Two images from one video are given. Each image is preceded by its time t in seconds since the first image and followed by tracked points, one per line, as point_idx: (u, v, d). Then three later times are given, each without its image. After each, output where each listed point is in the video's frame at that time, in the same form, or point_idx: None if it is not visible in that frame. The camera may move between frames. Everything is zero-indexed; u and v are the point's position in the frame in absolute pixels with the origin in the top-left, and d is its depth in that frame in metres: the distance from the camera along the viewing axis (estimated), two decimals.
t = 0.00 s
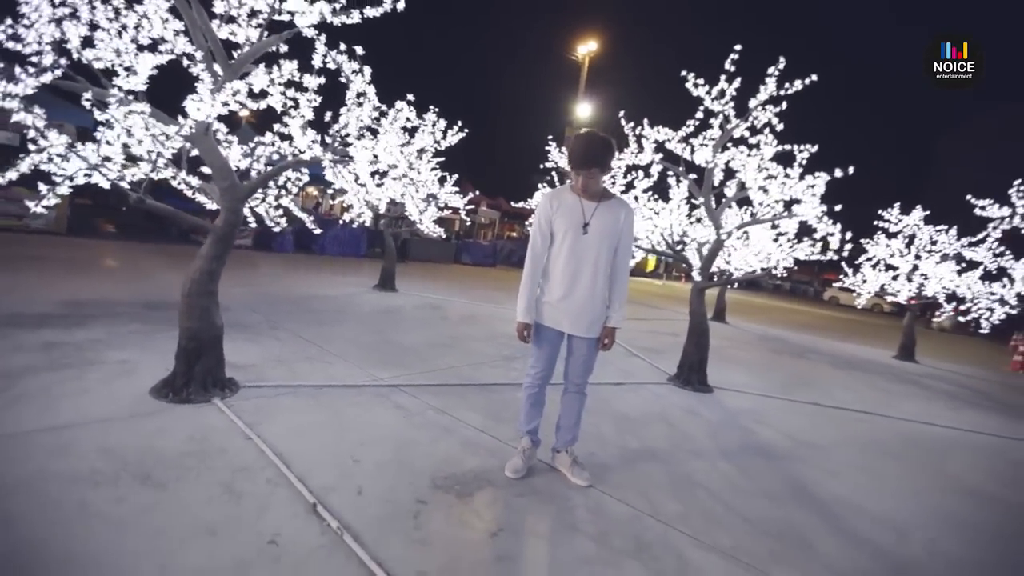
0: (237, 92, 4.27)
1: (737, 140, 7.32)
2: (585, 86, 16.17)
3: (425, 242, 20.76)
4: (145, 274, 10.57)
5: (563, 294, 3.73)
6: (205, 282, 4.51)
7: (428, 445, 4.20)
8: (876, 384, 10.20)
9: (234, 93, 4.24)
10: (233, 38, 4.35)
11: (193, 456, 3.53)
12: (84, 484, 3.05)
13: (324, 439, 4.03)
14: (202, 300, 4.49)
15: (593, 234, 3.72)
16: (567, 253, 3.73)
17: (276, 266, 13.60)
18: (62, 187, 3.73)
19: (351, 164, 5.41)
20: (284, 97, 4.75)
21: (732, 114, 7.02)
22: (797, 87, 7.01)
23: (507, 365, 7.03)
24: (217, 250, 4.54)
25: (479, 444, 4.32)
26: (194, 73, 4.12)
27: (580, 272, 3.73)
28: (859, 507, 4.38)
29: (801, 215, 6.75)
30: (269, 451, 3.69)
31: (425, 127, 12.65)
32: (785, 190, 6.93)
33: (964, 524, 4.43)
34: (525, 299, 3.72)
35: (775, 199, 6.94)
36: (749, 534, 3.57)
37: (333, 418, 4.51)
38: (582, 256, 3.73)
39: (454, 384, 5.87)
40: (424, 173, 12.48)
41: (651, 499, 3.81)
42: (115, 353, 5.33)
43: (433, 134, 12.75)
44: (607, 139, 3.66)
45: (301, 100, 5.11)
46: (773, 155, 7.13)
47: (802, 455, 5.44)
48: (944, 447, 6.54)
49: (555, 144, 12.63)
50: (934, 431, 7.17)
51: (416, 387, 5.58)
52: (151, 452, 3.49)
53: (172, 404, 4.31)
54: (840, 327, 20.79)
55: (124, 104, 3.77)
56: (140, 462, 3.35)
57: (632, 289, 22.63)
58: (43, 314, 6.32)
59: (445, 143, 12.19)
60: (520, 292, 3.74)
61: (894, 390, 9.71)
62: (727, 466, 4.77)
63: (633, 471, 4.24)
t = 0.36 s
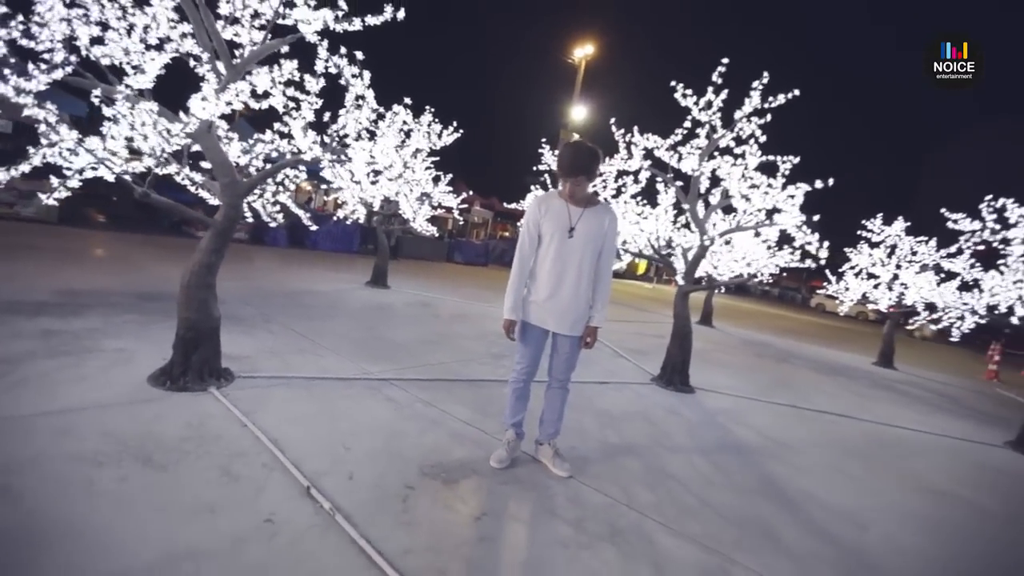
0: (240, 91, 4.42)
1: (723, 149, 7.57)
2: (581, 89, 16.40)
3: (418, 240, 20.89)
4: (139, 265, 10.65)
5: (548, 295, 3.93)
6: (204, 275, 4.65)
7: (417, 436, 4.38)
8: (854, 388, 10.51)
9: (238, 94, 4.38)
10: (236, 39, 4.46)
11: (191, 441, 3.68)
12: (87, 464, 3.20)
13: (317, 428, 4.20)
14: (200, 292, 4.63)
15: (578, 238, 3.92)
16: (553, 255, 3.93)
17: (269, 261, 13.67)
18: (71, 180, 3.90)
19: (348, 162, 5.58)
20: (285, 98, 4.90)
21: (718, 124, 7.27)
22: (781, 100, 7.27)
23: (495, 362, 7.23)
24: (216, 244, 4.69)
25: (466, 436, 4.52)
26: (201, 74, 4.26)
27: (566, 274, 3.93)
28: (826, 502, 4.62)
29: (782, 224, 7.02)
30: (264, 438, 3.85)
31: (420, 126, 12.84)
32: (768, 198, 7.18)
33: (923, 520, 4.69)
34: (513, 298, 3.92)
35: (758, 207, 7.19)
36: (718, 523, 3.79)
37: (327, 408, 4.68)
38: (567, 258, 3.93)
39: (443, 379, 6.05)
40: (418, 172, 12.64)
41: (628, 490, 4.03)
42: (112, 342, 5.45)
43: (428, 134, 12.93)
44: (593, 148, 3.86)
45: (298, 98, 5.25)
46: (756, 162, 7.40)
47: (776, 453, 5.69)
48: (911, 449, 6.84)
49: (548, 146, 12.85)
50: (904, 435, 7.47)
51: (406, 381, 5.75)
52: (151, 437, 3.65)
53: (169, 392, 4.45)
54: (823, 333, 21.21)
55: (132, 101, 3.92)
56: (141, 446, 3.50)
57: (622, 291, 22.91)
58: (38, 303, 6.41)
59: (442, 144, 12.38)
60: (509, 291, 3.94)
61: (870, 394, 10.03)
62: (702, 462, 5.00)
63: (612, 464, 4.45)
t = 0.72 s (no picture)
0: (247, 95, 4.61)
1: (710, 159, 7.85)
2: (578, 92, 16.67)
3: (412, 237, 21.09)
4: (136, 256, 10.78)
5: (536, 296, 4.16)
6: (207, 268, 4.85)
7: (409, 427, 4.60)
8: (833, 393, 10.85)
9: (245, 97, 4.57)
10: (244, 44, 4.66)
11: (194, 426, 3.89)
12: (98, 445, 3.41)
13: (314, 418, 4.41)
14: (204, 285, 4.83)
15: (565, 243, 4.17)
16: (542, 259, 4.17)
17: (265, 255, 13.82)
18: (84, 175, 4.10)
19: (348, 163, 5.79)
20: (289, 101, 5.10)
21: (706, 135, 7.55)
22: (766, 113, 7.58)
23: (486, 360, 7.46)
24: (220, 240, 4.88)
25: (456, 428, 4.75)
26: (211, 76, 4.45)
27: (553, 277, 4.16)
28: (794, 497, 4.90)
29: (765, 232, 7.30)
30: (264, 426, 4.06)
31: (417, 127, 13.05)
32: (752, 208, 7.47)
33: (884, 516, 4.98)
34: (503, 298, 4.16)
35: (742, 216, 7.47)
36: (689, 514, 4.05)
37: (322, 399, 4.89)
38: (554, 262, 4.17)
39: (434, 374, 6.28)
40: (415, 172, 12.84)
41: (607, 481, 4.28)
42: (114, 331, 5.63)
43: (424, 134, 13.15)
44: (581, 159, 4.11)
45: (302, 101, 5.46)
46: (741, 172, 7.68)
47: (750, 452, 5.97)
48: (882, 451, 7.15)
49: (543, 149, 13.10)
50: (876, 438, 7.80)
51: (399, 375, 5.98)
52: (157, 421, 3.85)
53: (171, 380, 4.64)
54: (809, 339, 21.65)
55: (144, 101, 4.13)
56: (147, 430, 3.70)
57: (613, 293, 23.23)
58: (40, 291, 6.57)
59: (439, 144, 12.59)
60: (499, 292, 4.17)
61: (847, 399, 10.36)
62: (680, 458, 5.27)
63: (593, 458, 4.71)
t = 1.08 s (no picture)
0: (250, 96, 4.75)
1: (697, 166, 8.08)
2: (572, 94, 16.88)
3: (405, 234, 21.20)
4: (129, 248, 10.83)
5: (524, 296, 4.36)
6: (206, 262, 4.98)
7: (399, 419, 4.78)
8: (813, 395, 11.18)
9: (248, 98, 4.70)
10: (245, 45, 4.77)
11: (193, 415, 4.04)
12: (101, 431, 3.55)
13: (308, 409, 4.57)
14: (202, 279, 4.97)
15: (553, 246, 4.36)
16: (531, 261, 4.36)
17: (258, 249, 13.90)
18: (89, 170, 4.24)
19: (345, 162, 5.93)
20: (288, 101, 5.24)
21: (693, 143, 7.79)
22: (751, 123, 7.83)
23: (476, 357, 7.65)
24: (219, 235, 5.02)
25: (445, 422, 4.93)
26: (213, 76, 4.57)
27: (541, 278, 4.36)
28: (766, 492, 5.15)
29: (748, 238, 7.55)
30: (260, 416, 4.22)
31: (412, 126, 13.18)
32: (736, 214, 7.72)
33: (850, 511, 5.25)
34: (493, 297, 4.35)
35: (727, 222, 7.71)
36: (665, 505, 4.28)
37: (316, 392, 5.05)
38: (543, 264, 4.36)
39: (425, 369, 6.46)
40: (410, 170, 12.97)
41: (588, 474, 4.49)
42: (112, 322, 5.74)
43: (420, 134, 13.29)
44: (570, 166, 4.30)
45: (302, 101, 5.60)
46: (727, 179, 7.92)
47: (728, 450, 6.21)
48: (854, 451, 7.44)
49: (537, 151, 13.29)
50: (850, 439, 8.10)
51: (391, 370, 6.15)
52: (157, 409, 4.00)
53: (168, 371, 4.78)
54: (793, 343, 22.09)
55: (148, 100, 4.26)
56: (148, 417, 3.84)
57: (603, 294, 23.51)
58: (37, 281, 6.65)
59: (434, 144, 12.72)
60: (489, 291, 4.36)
61: (826, 401, 10.69)
62: (659, 454, 5.50)
63: (576, 452, 4.92)
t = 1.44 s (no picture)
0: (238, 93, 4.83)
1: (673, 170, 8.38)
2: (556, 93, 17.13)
3: (387, 229, 21.21)
4: (106, 237, 10.72)
5: (503, 292, 4.55)
6: (189, 255, 5.05)
7: (380, 411, 4.94)
8: (779, 392, 11.66)
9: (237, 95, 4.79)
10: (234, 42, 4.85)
11: (177, 404, 4.14)
12: (87, 419, 3.64)
13: (291, 400, 4.69)
14: (186, 272, 5.04)
15: (531, 246, 4.56)
16: (510, 259, 4.56)
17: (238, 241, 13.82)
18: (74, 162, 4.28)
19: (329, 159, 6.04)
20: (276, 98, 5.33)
21: (670, 147, 8.07)
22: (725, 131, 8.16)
23: (456, 351, 7.83)
24: (203, 228, 5.10)
25: (425, 413, 5.11)
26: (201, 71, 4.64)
27: (519, 276, 4.56)
28: (727, 481, 5.47)
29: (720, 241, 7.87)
30: (244, 406, 4.33)
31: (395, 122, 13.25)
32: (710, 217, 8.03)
33: (805, 499, 5.60)
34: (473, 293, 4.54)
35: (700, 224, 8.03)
36: (632, 493, 4.53)
37: (298, 383, 5.18)
38: (521, 262, 4.56)
39: (406, 363, 6.62)
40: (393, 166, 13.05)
41: (560, 463, 4.73)
42: (92, 313, 5.76)
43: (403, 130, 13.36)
44: (547, 170, 4.51)
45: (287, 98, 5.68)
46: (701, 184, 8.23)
47: (695, 442, 6.52)
48: (814, 445, 7.85)
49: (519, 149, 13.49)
50: (811, 433, 8.52)
51: (372, 364, 6.30)
52: (141, 398, 4.09)
53: (151, 362, 4.85)
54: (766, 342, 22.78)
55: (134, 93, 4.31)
56: (133, 406, 3.94)
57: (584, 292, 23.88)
58: (14, 270, 6.61)
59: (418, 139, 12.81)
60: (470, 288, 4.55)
61: (791, 398, 11.17)
62: (629, 445, 5.77)
63: (550, 443, 5.15)
